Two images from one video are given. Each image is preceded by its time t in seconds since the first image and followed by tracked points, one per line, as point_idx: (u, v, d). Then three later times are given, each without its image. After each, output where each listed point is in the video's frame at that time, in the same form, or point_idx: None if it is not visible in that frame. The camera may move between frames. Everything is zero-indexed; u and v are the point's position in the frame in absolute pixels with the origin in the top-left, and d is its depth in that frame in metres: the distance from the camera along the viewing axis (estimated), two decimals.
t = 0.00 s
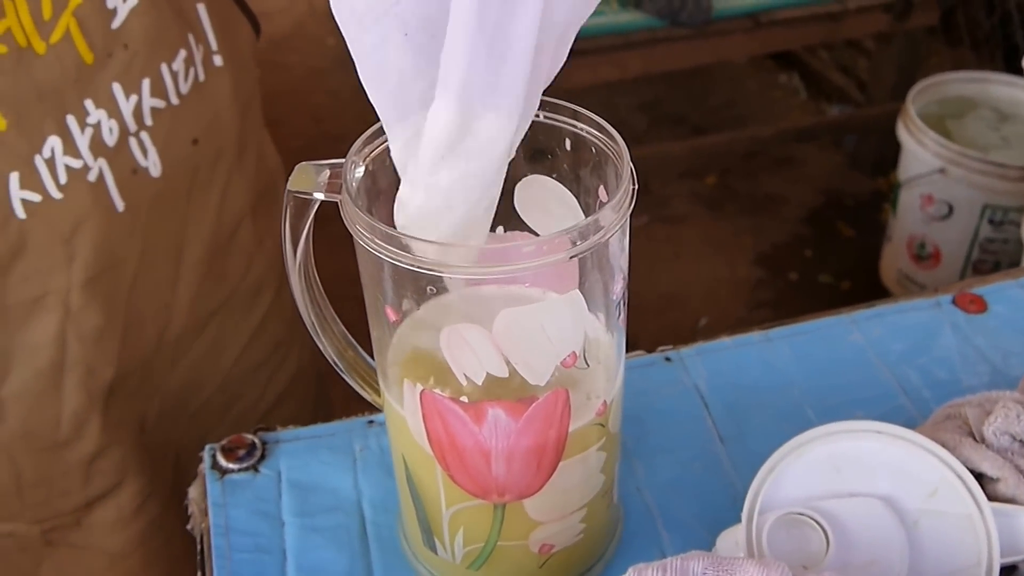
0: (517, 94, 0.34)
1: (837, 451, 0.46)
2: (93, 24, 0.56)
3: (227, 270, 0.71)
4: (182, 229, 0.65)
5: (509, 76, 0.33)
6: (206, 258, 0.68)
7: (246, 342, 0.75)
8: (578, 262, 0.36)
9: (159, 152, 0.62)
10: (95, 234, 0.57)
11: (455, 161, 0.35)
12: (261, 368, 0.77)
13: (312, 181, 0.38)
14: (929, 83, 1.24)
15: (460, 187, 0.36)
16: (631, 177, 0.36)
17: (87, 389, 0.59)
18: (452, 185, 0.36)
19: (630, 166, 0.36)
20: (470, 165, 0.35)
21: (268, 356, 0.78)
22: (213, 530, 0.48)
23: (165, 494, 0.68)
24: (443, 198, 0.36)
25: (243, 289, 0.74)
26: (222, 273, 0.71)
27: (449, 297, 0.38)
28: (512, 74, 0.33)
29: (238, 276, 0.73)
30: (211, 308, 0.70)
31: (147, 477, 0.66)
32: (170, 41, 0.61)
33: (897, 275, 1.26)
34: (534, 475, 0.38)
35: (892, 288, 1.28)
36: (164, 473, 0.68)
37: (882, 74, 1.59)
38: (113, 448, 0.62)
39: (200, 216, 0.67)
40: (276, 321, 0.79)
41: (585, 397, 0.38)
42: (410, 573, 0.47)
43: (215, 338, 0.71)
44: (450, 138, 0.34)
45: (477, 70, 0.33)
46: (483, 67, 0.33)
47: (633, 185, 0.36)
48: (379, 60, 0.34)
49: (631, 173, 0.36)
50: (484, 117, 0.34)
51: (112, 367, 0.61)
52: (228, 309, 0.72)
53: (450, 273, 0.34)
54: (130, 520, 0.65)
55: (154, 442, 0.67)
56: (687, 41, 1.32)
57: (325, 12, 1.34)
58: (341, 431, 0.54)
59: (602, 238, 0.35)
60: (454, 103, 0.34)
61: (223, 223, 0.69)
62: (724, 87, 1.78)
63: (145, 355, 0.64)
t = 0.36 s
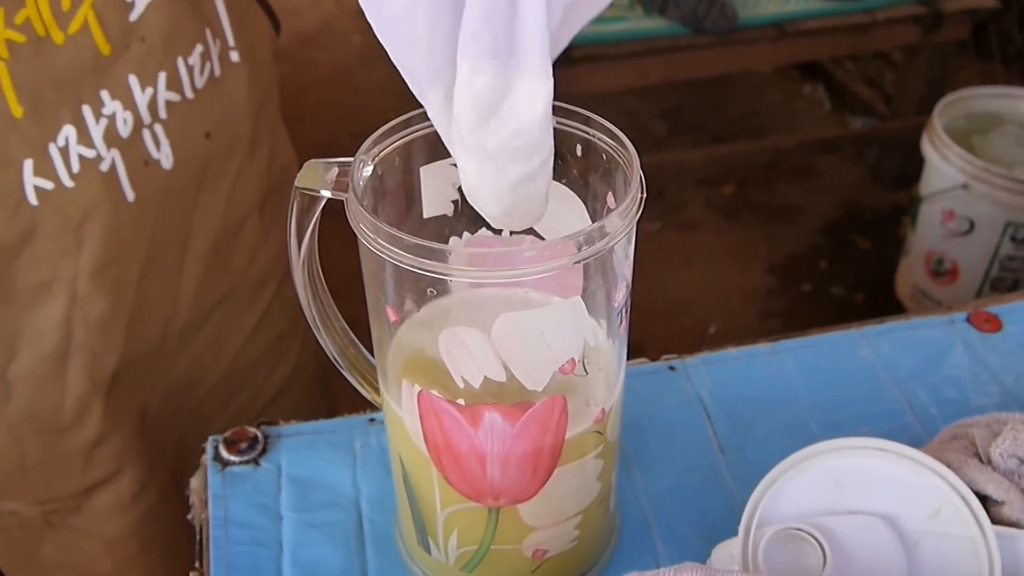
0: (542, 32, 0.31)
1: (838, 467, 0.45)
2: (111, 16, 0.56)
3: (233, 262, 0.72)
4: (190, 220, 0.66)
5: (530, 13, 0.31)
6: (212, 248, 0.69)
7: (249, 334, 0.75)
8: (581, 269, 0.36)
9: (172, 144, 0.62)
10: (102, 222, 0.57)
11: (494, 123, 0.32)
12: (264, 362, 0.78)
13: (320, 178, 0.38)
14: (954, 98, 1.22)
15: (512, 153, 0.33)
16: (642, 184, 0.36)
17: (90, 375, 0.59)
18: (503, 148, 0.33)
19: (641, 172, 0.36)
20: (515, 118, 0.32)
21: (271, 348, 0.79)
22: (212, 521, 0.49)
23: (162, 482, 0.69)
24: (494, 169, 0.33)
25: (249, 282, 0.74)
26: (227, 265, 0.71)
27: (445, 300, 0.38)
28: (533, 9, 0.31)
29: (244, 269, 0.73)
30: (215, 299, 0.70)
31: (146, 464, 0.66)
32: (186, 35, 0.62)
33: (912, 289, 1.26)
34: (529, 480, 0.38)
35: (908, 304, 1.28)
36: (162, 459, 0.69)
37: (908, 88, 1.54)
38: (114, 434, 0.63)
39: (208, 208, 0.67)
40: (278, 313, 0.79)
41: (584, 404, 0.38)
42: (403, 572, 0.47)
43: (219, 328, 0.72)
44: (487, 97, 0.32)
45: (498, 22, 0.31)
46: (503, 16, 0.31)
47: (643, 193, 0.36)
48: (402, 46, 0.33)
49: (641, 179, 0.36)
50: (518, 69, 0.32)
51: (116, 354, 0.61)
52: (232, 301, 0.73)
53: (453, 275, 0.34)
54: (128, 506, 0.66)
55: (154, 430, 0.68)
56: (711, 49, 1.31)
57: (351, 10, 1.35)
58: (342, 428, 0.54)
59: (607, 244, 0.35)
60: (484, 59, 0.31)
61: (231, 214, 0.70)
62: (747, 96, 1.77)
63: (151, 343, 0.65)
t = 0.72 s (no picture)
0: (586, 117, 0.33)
1: (837, 478, 0.45)
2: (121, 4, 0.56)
3: (239, 256, 0.72)
4: (196, 212, 0.66)
5: (580, 99, 0.33)
6: (219, 240, 0.69)
7: (254, 328, 0.75)
8: (580, 268, 0.35)
9: (178, 134, 0.62)
10: (110, 213, 0.58)
11: (530, 195, 0.34)
12: (268, 356, 0.78)
13: (319, 169, 0.37)
14: (971, 112, 1.21)
15: (540, 219, 0.35)
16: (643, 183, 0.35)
17: (94, 364, 0.60)
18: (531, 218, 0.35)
19: (641, 169, 0.36)
20: (550, 193, 0.35)
21: (275, 343, 0.78)
22: (206, 513, 0.49)
23: (163, 474, 0.69)
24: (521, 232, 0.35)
25: (255, 275, 0.74)
26: (233, 258, 0.71)
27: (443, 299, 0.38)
28: (584, 97, 0.33)
29: (250, 263, 0.73)
30: (221, 292, 0.70)
31: (148, 456, 0.66)
32: (196, 25, 0.62)
33: (922, 304, 1.25)
34: (523, 480, 0.38)
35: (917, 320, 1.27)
36: (165, 451, 0.69)
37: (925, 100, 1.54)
38: (117, 426, 0.63)
39: (215, 201, 0.67)
40: (284, 307, 0.79)
41: (580, 405, 0.37)
42: (395, 569, 0.47)
43: (224, 320, 0.72)
44: (524, 168, 0.34)
45: (547, 105, 0.33)
46: (552, 97, 0.33)
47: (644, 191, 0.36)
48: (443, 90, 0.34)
49: (642, 177, 0.36)
50: (557, 146, 0.34)
51: (121, 346, 0.61)
52: (238, 295, 0.73)
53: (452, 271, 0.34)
54: (128, 497, 0.66)
55: (157, 421, 0.68)
56: (727, 56, 1.30)
57: (373, 9, 1.25)
58: (340, 423, 0.54)
59: (608, 241, 0.34)
60: (527, 133, 0.33)
61: (238, 206, 0.70)
62: (762, 104, 1.76)
63: (155, 334, 0.65)
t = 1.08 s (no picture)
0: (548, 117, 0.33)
1: (831, 479, 0.45)
2: None
3: (241, 244, 0.71)
4: (198, 198, 0.66)
5: (541, 101, 0.33)
6: (221, 227, 0.69)
7: (255, 316, 0.75)
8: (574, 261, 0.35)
9: (182, 120, 0.62)
10: (112, 197, 0.58)
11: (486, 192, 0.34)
12: (269, 345, 0.78)
13: (315, 156, 0.38)
14: (981, 118, 1.20)
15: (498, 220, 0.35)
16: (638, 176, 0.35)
17: (93, 347, 0.60)
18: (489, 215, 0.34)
19: (637, 162, 0.36)
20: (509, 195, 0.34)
21: (276, 332, 0.78)
22: (201, 498, 0.49)
23: (161, 459, 0.69)
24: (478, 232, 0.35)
25: (257, 264, 0.74)
26: (235, 246, 0.71)
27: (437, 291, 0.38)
28: (546, 95, 0.33)
29: (253, 251, 0.73)
30: (222, 280, 0.71)
31: (146, 440, 0.67)
32: (200, 12, 0.61)
33: (929, 308, 1.24)
34: (514, 473, 0.38)
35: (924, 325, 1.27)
36: (163, 437, 0.70)
37: (935, 104, 1.52)
38: (115, 409, 0.63)
39: (217, 188, 0.67)
40: (286, 296, 0.79)
41: (574, 398, 0.37)
42: (387, 558, 0.47)
43: (225, 307, 0.72)
44: (484, 161, 0.33)
45: (506, 100, 0.32)
46: (513, 97, 0.32)
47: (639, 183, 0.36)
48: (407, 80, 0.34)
49: (637, 169, 0.36)
50: (516, 144, 0.33)
51: (121, 330, 0.61)
52: (241, 282, 0.73)
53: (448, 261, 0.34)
54: (127, 480, 0.66)
55: (155, 407, 0.68)
56: (737, 56, 1.29)
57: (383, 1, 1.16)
58: (337, 412, 0.54)
59: (604, 233, 0.34)
60: (486, 128, 0.33)
61: (241, 195, 0.70)
62: (773, 106, 1.76)
63: (154, 319, 0.65)
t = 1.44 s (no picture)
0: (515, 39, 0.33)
1: (827, 473, 0.45)
2: None
3: (241, 232, 0.72)
4: (198, 185, 0.66)
5: (504, 22, 0.33)
6: (221, 215, 0.69)
7: (254, 304, 0.75)
8: (570, 250, 0.35)
9: (184, 108, 0.62)
10: (113, 182, 0.58)
11: (458, 118, 0.34)
12: (268, 333, 0.78)
13: (314, 144, 0.38)
14: (987, 118, 1.19)
15: (473, 144, 0.35)
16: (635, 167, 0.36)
17: (92, 331, 0.60)
18: (463, 141, 0.35)
19: (634, 153, 0.36)
20: (482, 116, 0.34)
21: (276, 321, 0.78)
22: (197, 483, 0.49)
23: (159, 444, 0.70)
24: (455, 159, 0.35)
25: (258, 253, 0.74)
26: (235, 233, 0.71)
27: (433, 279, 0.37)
28: (509, 17, 0.33)
29: (253, 239, 0.73)
30: (222, 267, 0.71)
31: (144, 424, 0.67)
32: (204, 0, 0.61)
33: (932, 306, 1.24)
34: (506, 462, 0.38)
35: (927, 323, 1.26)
36: (161, 422, 0.70)
37: (942, 104, 1.51)
38: (113, 394, 0.63)
39: (217, 176, 0.67)
40: (287, 285, 0.79)
41: (568, 389, 0.37)
42: (381, 545, 0.47)
43: (224, 294, 0.72)
44: (454, 90, 0.34)
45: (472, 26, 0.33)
46: (478, 21, 0.33)
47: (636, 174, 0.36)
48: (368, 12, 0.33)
49: (635, 160, 0.36)
50: (484, 68, 0.34)
51: (121, 313, 0.62)
52: (240, 270, 0.73)
53: (441, 248, 0.33)
54: (124, 464, 0.66)
55: (153, 391, 0.68)
56: (744, 53, 1.28)
57: None
58: (334, 400, 0.54)
59: (600, 222, 0.34)
60: (453, 60, 0.33)
61: (242, 183, 0.70)
62: (779, 104, 1.75)
63: (153, 305, 0.65)
